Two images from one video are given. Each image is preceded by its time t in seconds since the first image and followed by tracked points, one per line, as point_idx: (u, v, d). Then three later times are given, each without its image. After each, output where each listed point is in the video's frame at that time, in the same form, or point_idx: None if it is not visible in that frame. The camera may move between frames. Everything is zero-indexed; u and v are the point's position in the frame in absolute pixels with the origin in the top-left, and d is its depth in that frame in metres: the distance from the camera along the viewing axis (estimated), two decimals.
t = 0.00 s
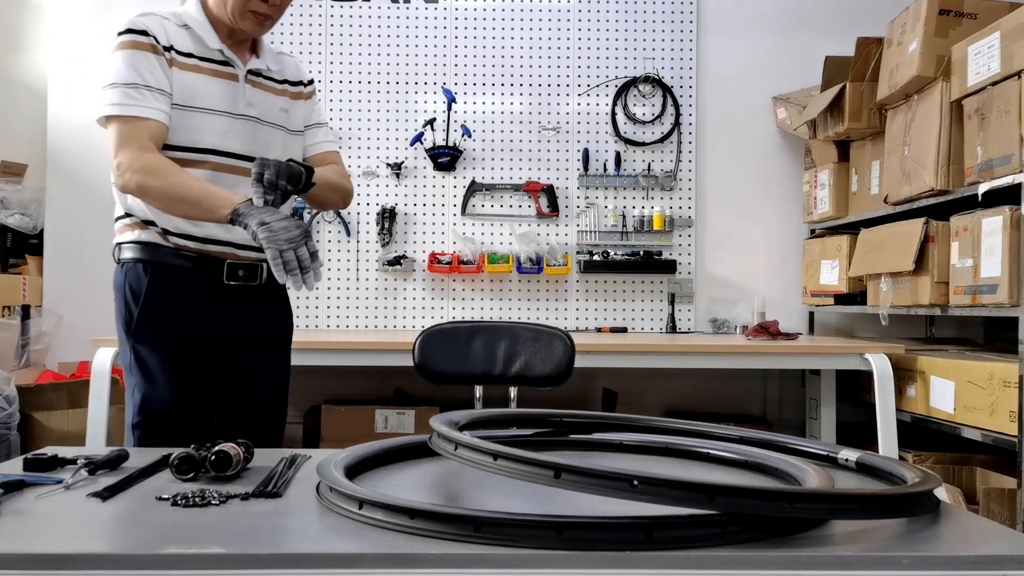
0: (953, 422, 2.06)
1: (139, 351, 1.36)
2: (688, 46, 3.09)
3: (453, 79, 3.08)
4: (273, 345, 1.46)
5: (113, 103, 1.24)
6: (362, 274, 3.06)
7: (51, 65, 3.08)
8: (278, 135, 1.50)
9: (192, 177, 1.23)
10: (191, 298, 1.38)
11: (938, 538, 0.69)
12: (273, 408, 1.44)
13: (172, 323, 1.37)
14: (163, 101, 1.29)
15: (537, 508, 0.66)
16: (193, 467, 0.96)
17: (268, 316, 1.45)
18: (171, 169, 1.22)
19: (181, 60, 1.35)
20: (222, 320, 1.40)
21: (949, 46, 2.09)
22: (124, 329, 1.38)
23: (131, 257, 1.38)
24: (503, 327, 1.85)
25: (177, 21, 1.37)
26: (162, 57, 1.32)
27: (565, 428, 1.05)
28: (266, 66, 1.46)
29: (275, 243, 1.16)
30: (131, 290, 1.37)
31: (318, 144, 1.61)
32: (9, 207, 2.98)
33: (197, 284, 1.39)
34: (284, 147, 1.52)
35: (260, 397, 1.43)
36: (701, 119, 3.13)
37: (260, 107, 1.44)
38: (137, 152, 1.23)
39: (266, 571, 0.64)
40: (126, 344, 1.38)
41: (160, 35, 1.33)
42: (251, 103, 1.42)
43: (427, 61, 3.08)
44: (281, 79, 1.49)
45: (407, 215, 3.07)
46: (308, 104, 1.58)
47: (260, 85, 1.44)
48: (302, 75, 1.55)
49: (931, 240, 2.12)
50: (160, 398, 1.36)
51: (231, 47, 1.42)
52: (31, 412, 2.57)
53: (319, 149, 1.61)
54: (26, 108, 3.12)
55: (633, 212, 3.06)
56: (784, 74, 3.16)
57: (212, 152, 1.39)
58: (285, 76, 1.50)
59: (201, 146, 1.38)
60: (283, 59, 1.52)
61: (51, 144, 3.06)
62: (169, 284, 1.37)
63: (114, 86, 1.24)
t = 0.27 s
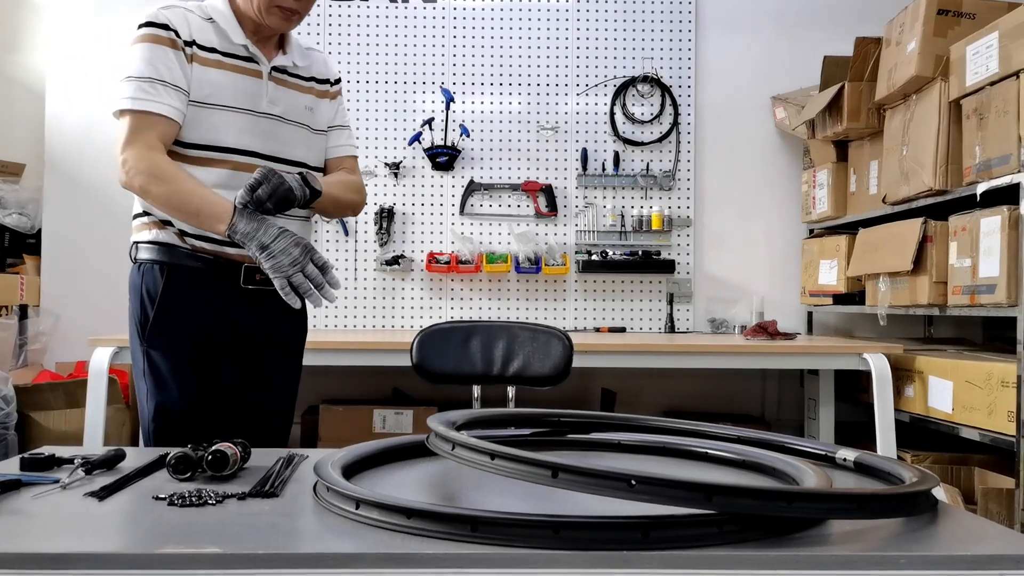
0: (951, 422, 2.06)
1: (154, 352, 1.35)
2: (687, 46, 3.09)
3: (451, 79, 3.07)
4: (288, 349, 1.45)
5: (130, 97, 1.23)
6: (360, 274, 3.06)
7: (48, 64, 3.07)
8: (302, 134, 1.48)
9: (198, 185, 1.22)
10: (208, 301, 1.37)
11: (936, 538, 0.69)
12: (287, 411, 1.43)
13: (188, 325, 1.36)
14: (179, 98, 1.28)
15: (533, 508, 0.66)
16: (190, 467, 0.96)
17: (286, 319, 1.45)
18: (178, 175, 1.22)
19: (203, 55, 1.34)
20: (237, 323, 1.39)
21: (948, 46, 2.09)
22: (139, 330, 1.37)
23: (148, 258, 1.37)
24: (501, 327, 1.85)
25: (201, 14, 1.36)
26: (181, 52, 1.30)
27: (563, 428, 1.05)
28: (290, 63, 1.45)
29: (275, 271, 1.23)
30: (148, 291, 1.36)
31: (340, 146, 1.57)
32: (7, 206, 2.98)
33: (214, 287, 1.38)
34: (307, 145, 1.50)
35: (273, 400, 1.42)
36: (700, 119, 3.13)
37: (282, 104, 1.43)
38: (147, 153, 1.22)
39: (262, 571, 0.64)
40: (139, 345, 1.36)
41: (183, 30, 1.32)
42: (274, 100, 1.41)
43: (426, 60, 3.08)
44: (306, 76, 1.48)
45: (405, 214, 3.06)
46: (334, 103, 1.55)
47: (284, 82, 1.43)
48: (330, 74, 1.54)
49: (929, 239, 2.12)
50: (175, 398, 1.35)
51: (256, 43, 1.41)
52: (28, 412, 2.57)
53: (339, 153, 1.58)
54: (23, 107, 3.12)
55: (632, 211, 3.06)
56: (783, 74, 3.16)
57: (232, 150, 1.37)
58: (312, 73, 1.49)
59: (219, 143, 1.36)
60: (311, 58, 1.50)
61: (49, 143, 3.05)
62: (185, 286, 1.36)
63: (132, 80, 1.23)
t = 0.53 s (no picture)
0: (949, 418, 2.06)
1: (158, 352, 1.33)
2: (685, 43, 3.08)
3: (449, 75, 3.07)
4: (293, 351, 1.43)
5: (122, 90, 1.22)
6: (358, 271, 3.05)
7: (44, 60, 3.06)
8: (312, 124, 1.47)
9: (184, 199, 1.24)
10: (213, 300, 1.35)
11: (935, 533, 0.69)
12: (290, 414, 1.42)
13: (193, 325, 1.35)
14: (171, 91, 1.26)
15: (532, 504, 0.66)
16: (187, 463, 0.96)
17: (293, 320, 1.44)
18: (165, 186, 1.23)
19: (205, 44, 1.32)
20: (244, 323, 1.39)
21: (946, 42, 2.09)
22: (143, 330, 1.36)
23: (152, 256, 1.36)
24: (499, 323, 1.85)
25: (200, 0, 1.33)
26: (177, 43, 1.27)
27: (561, 424, 1.04)
28: (297, 48, 1.43)
29: (264, 294, 1.29)
30: (154, 290, 1.35)
31: (349, 137, 1.58)
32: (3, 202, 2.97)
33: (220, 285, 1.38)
34: (316, 135, 1.49)
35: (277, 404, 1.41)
36: (698, 115, 3.13)
37: (292, 93, 1.41)
38: (135, 158, 1.22)
39: (259, 566, 0.63)
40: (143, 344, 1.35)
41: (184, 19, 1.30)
42: (282, 89, 1.39)
43: (424, 57, 3.07)
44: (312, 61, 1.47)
45: (403, 211, 3.06)
46: (343, 92, 1.55)
47: (291, 68, 1.42)
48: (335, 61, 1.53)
49: (928, 236, 2.12)
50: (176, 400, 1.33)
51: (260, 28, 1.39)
52: (25, 409, 2.57)
53: (347, 145, 1.58)
54: (19, 103, 3.11)
55: (630, 208, 3.05)
56: (782, 70, 3.16)
57: (240, 144, 1.36)
58: (317, 58, 1.48)
59: (227, 136, 1.35)
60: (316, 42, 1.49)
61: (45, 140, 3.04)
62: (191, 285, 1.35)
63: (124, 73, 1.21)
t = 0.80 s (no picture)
0: (949, 416, 2.06)
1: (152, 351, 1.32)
2: (684, 41, 3.08)
3: (448, 73, 3.06)
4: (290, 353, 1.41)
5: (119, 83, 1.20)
6: (357, 269, 3.05)
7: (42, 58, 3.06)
8: (320, 118, 1.45)
9: (178, 198, 1.23)
10: (207, 301, 1.34)
11: (934, 530, 0.69)
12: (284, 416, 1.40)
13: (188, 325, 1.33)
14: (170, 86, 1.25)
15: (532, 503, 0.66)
16: (186, 461, 0.96)
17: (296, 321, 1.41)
18: (159, 185, 1.22)
19: (208, 36, 1.30)
20: (240, 326, 1.36)
21: (946, 40, 2.09)
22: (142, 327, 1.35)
23: (152, 254, 1.35)
24: (498, 321, 1.85)
25: None
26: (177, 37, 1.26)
27: (561, 422, 1.05)
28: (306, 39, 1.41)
29: (250, 304, 1.25)
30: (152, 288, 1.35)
31: (358, 132, 1.56)
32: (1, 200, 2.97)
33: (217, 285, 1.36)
34: (325, 130, 1.47)
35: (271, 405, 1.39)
36: (697, 113, 3.12)
37: (298, 86, 1.40)
38: (130, 156, 1.21)
39: (259, 565, 0.64)
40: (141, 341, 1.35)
41: (188, 12, 1.28)
42: (288, 83, 1.38)
43: (423, 55, 3.06)
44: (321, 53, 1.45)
45: (402, 209, 3.05)
46: (353, 85, 1.54)
47: (299, 60, 1.40)
48: (344, 52, 1.51)
49: (927, 234, 2.12)
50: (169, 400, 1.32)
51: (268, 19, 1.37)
52: (24, 407, 2.57)
53: (356, 141, 1.57)
54: (17, 101, 3.10)
55: (629, 206, 3.06)
56: (781, 68, 3.15)
57: (244, 140, 1.35)
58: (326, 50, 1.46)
59: (231, 132, 1.34)
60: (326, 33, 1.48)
61: (43, 138, 3.04)
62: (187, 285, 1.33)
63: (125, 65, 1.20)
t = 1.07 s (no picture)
0: (949, 414, 2.06)
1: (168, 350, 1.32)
2: (684, 38, 3.08)
3: (448, 70, 3.06)
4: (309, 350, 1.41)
5: (134, 79, 1.19)
6: (357, 266, 3.05)
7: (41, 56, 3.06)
8: (340, 114, 1.43)
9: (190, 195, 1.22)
10: (226, 301, 1.33)
11: (934, 528, 0.69)
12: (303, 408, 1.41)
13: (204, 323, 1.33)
14: (183, 84, 1.24)
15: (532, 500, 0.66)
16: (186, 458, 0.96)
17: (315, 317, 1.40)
18: (171, 181, 1.21)
19: (223, 32, 1.28)
20: (256, 322, 1.36)
21: (946, 38, 2.08)
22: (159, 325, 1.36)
23: (171, 252, 1.35)
24: (498, 318, 1.85)
25: None
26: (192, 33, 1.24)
27: (560, 419, 1.04)
28: (327, 33, 1.39)
29: (258, 300, 1.25)
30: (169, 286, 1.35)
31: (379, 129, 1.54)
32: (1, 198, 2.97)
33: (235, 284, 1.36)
34: (346, 126, 1.46)
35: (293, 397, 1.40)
36: (697, 110, 3.12)
37: (318, 82, 1.38)
38: (141, 153, 1.21)
39: (259, 561, 0.64)
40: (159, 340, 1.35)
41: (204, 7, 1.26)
42: (307, 78, 1.36)
43: (422, 52, 3.06)
44: (343, 47, 1.43)
45: (402, 206, 3.05)
46: (375, 80, 1.51)
47: (319, 55, 1.38)
48: (366, 47, 1.48)
49: (927, 231, 2.12)
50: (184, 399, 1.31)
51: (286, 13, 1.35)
52: (24, 404, 2.57)
53: (377, 138, 1.55)
54: (15, 100, 3.10)
55: (630, 204, 3.06)
56: (782, 65, 3.15)
57: (259, 138, 1.34)
58: (348, 44, 1.44)
59: (245, 129, 1.33)
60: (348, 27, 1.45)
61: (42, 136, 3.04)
62: (202, 282, 1.33)
63: (139, 62, 1.19)
